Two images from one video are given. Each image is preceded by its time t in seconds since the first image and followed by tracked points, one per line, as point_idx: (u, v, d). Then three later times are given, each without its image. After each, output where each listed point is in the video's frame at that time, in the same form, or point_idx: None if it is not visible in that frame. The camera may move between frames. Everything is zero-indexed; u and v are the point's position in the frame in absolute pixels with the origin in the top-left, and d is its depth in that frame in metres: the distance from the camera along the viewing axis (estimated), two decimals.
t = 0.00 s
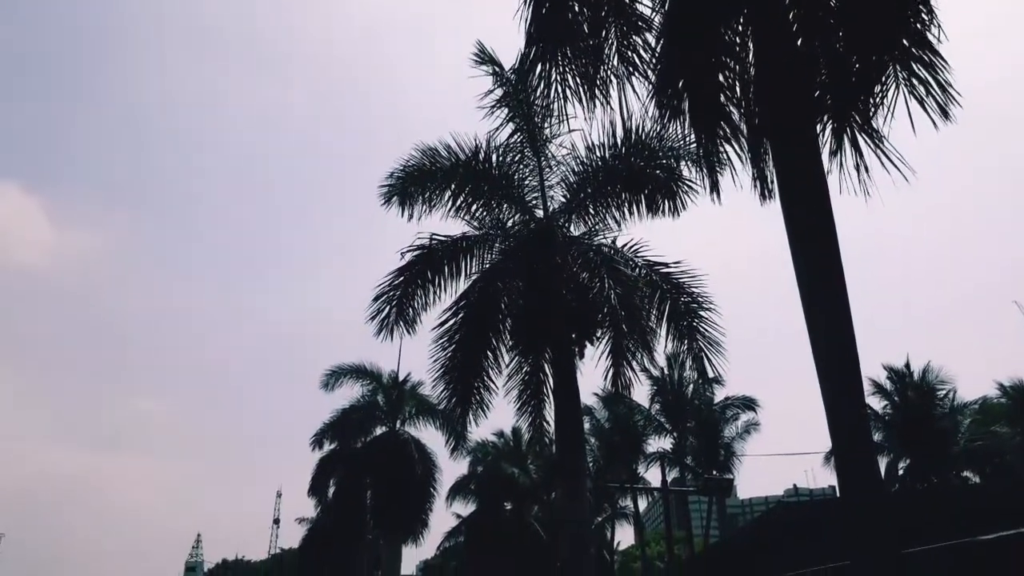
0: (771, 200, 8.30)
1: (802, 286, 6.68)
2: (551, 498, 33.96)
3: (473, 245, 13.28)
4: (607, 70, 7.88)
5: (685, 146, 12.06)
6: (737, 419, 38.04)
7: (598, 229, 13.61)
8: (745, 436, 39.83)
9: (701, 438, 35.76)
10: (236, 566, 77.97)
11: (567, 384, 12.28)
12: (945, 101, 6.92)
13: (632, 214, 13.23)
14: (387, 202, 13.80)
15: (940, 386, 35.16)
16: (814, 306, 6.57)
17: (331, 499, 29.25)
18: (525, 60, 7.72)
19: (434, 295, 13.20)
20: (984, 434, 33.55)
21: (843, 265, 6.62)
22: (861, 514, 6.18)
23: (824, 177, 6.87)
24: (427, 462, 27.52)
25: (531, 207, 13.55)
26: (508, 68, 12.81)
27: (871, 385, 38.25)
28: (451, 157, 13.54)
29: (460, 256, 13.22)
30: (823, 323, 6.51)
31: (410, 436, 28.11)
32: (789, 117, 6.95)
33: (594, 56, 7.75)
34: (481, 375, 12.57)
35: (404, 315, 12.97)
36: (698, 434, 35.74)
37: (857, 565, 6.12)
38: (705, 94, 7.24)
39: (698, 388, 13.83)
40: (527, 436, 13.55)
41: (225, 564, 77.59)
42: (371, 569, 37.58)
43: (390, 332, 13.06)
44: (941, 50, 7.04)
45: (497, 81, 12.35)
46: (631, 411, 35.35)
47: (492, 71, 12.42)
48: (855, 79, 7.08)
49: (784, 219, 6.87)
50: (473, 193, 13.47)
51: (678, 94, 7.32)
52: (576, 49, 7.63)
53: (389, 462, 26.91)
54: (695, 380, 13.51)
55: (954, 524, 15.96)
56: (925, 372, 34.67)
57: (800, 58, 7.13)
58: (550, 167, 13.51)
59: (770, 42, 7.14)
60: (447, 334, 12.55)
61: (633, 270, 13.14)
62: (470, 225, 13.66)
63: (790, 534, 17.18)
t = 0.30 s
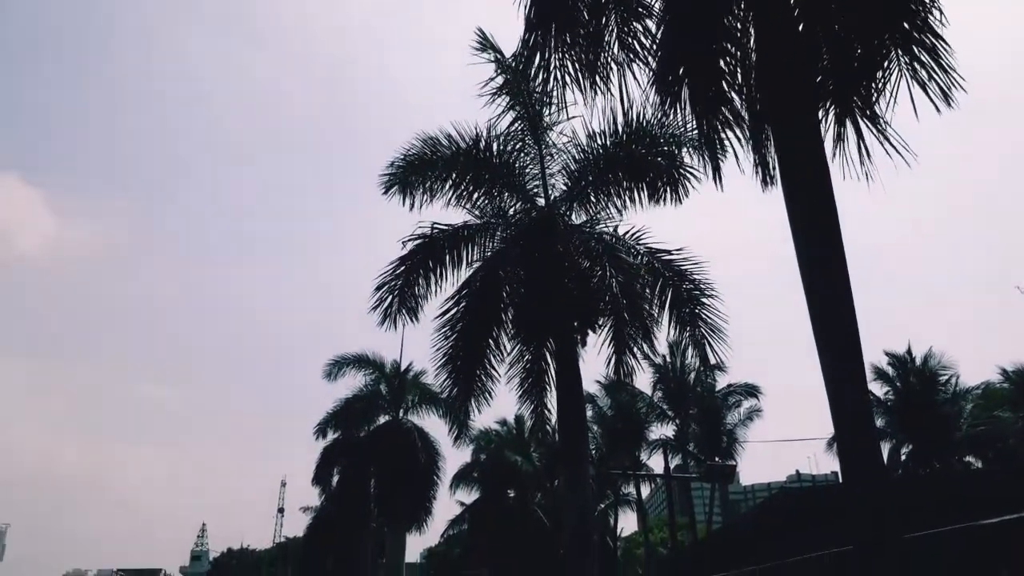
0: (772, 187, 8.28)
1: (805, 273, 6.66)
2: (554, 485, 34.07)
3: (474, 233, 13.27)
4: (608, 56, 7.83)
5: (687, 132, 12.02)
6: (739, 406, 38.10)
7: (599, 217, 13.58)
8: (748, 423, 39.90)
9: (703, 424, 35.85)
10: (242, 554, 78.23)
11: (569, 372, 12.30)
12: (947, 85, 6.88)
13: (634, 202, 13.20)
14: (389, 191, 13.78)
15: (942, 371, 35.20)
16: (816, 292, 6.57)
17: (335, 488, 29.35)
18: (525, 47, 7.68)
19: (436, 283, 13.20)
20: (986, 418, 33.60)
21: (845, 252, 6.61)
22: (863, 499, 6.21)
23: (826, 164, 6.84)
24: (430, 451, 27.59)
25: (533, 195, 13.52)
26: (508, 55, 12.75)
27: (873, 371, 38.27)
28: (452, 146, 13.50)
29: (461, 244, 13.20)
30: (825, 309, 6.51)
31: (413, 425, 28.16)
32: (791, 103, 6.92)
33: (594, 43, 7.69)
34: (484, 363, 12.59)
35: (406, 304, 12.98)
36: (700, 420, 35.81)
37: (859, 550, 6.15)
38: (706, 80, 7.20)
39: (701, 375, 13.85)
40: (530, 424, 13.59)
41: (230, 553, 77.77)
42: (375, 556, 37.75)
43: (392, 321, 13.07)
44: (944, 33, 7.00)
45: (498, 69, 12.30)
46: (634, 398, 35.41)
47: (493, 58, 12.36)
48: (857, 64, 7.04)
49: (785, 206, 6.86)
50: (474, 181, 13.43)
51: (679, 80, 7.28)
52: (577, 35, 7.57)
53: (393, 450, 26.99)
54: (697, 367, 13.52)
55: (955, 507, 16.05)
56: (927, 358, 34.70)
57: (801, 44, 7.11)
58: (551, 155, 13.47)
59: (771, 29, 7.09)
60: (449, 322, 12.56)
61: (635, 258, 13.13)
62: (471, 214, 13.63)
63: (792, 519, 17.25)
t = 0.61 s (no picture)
0: (777, 175, 8.26)
1: (809, 262, 6.65)
2: (559, 474, 34.17)
3: (477, 223, 13.25)
4: (611, 44, 7.78)
5: (690, 120, 11.97)
6: (743, 394, 38.10)
7: (603, 205, 13.56)
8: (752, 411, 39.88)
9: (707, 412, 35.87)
10: (248, 542, 78.62)
11: (573, 362, 12.32)
12: (952, 72, 6.84)
13: (637, 191, 13.17)
14: (392, 181, 13.77)
15: (947, 359, 35.17)
16: (820, 282, 6.55)
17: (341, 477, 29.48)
18: (528, 37, 7.65)
19: (440, 273, 13.19)
20: (991, 406, 33.59)
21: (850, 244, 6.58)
22: (868, 489, 6.21)
23: (830, 154, 6.81)
24: (435, 440, 27.68)
25: (536, 185, 13.50)
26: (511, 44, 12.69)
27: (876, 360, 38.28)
28: (455, 135, 13.48)
29: (465, 234, 13.19)
30: (830, 298, 6.50)
31: (417, 414, 28.24)
32: (795, 91, 6.89)
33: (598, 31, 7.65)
34: (488, 353, 12.61)
35: (410, 294, 12.99)
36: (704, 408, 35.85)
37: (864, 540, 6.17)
38: (710, 68, 7.17)
39: (704, 363, 13.84)
40: (533, 413, 13.62)
41: (236, 542, 78.02)
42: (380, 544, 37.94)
43: (396, 311, 13.09)
44: (950, 20, 6.94)
45: (500, 58, 12.26)
46: (638, 387, 35.44)
47: (496, 46, 12.31)
48: (861, 52, 7.00)
49: (790, 195, 6.84)
50: (476, 170, 13.40)
51: (683, 69, 7.24)
52: (580, 24, 7.53)
53: (398, 440, 27.08)
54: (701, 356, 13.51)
55: (958, 494, 16.04)
56: (931, 345, 34.70)
57: (805, 32, 7.06)
58: (554, 144, 13.44)
59: (775, 17, 7.04)
60: (453, 312, 12.57)
61: (638, 247, 13.11)
62: (474, 204, 13.61)
63: (796, 507, 17.27)
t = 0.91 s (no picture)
0: (784, 157, 8.24)
1: (816, 246, 6.64)
2: (564, 457, 34.33)
3: (483, 207, 13.25)
4: (617, 26, 7.73)
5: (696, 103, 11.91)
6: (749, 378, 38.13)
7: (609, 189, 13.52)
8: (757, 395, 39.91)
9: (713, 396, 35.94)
10: (257, 523, 79.10)
11: (578, 345, 12.35)
12: (962, 55, 6.79)
13: (643, 174, 13.13)
14: (397, 165, 13.75)
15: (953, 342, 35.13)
16: (827, 265, 6.55)
17: (347, 459, 29.70)
18: (534, 19, 7.61)
19: (446, 257, 13.21)
20: (997, 390, 33.54)
21: (858, 232, 6.57)
22: (872, 471, 6.24)
23: (839, 140, 6.78)
24: (440, 422, 27.80)
25: (541, 168, 13.46)
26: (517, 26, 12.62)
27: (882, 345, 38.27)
28: (460, 119, 13.44)
29: (470, 218, 13.19)
30: (836, 282, 6.50)
31: (422, 397, 28.35)
32: (803, 73, 6.84)
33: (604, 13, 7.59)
34: (493, 336, 12.64)
35: (416, 278, 13.00)
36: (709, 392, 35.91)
37: (868, 524, 6.21)
38: (717, 50, 7.13)
39: (709, 346, 13.85)
40: (538, 396, 13.67)
41: (246, 523, 78.67)
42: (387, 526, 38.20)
43: (402, 295, 13.12)
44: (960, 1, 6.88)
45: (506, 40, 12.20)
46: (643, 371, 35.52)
47: (501, 29, 12.25)
48: (870, 35, 6.95)
49: (797, 179, 6.83)
50: (482, 154, 13.37)
51: (689, 52, 7.20)
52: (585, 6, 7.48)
53: (404, 423, 27.19)
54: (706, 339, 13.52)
55: (965, 476, 16.03)
56: (937, 329, 34.67)
57: (813, 14, 7.00)
58: (559, 128, 13.41)
59: None
60: (459, 296, 12.59)
61: (644, 231, 13.09)
62: (480, 188, 13.59)
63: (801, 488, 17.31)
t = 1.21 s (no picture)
0: (785, 137, 8.24)
1: (817, 226, 6.67)
2: (565, 437, 34.46)
3: (483, 189, 13.24)
4: (617, 5, 7.69)
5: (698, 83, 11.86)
6: (749, 358, 38.23)
7: (609, 169, 13.51)
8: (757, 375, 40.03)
9: (713, 376, 36.10)
10: (260, 502, 79.45)
11: (578, 326, 12.40)
12: (965, 33, 6.78)
13: (643, 155, 13.11)
14: (397, 147, 13.72)
15: (953, 322, 35.21)
16: (828, 246, 6.59)
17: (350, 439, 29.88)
18: None
19: (446, 239, 13.22)
20: (997, 370, 33.63)
21: (859, 213, 6.58)
22: (871, 449, 6.29)
23: (840, 121, 6.78)
24: (442, 402, 27.91)
25: (542, 149, 13.44)
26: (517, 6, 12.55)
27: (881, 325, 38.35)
28: (460, 100, 13.40)
29: (471, 200, 13.18)
30: (838, 262, 6.53)
31: (424, 378, 28.45)
32: (805, 51, 6.82)
33: None
34: (493, 317, 12.68)
35: (417, 260, 13.01)
36: (709, 372, 36.05)
37: (867, 504, 6.29)
38: (719, 29, 7.11)
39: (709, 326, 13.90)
40: (539, 377, 13.73)
41: (248, 503, 78.97)
42: (389, 506, 38.50)
43: (403, 277, 13.14)
44: None
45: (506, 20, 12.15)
46: (643, 351, 35.64)
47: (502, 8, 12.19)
48: (872, 14, 6.92)
49: (799, 161, 6.86)
50: (482, 135, 13.34)
51: (691, 31, 7.18)
52: None
53: (405, 403, 27.29)
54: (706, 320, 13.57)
55: (964, 455, 16.11)
56: (936, 309, 34.76)
57: None
58: (560, 108, 13.37)
59: None
60: (460, 278, 12.62)
61: (645, 212, 13.10)
62: (480, 169, 13.57)
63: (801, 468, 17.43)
